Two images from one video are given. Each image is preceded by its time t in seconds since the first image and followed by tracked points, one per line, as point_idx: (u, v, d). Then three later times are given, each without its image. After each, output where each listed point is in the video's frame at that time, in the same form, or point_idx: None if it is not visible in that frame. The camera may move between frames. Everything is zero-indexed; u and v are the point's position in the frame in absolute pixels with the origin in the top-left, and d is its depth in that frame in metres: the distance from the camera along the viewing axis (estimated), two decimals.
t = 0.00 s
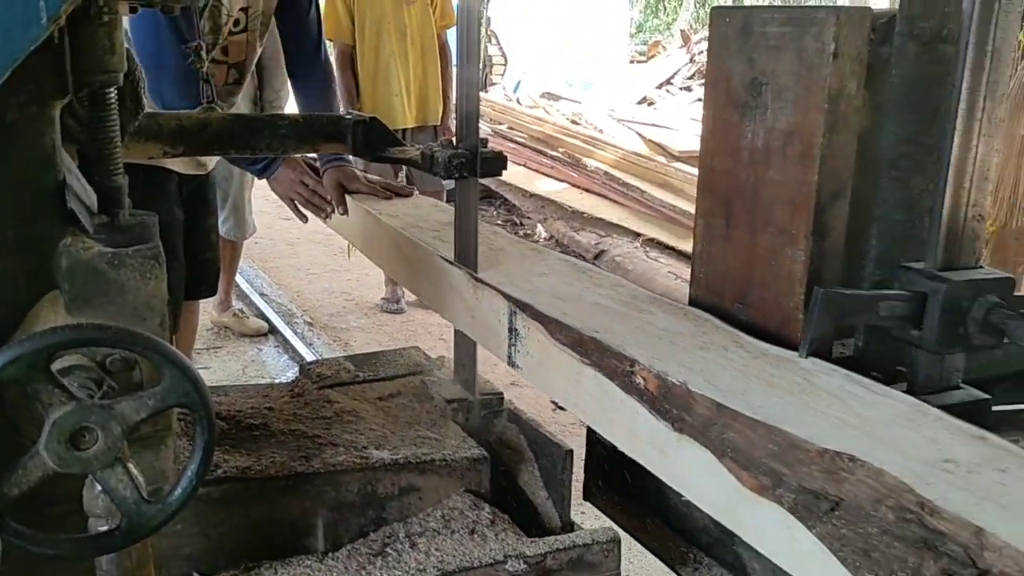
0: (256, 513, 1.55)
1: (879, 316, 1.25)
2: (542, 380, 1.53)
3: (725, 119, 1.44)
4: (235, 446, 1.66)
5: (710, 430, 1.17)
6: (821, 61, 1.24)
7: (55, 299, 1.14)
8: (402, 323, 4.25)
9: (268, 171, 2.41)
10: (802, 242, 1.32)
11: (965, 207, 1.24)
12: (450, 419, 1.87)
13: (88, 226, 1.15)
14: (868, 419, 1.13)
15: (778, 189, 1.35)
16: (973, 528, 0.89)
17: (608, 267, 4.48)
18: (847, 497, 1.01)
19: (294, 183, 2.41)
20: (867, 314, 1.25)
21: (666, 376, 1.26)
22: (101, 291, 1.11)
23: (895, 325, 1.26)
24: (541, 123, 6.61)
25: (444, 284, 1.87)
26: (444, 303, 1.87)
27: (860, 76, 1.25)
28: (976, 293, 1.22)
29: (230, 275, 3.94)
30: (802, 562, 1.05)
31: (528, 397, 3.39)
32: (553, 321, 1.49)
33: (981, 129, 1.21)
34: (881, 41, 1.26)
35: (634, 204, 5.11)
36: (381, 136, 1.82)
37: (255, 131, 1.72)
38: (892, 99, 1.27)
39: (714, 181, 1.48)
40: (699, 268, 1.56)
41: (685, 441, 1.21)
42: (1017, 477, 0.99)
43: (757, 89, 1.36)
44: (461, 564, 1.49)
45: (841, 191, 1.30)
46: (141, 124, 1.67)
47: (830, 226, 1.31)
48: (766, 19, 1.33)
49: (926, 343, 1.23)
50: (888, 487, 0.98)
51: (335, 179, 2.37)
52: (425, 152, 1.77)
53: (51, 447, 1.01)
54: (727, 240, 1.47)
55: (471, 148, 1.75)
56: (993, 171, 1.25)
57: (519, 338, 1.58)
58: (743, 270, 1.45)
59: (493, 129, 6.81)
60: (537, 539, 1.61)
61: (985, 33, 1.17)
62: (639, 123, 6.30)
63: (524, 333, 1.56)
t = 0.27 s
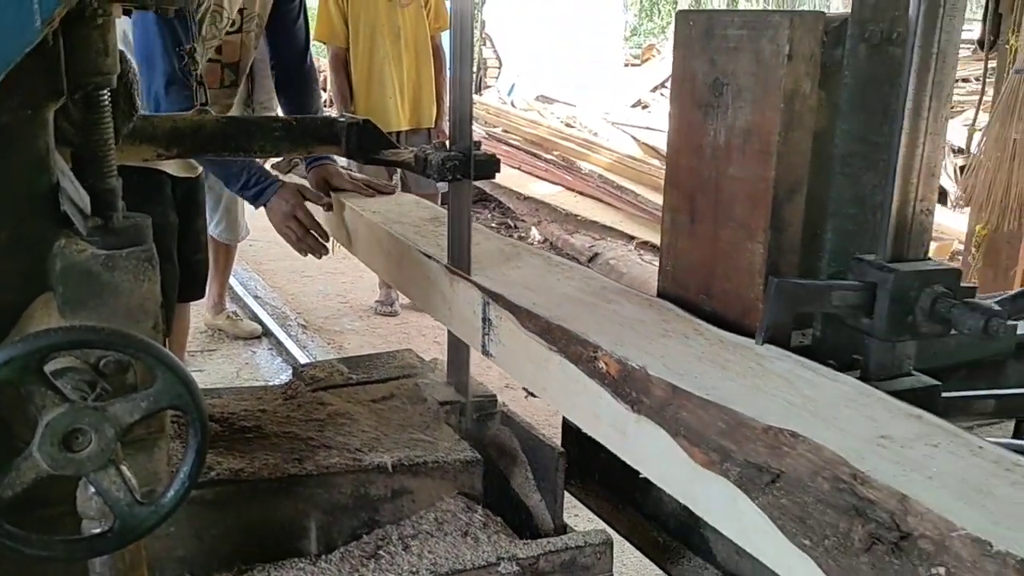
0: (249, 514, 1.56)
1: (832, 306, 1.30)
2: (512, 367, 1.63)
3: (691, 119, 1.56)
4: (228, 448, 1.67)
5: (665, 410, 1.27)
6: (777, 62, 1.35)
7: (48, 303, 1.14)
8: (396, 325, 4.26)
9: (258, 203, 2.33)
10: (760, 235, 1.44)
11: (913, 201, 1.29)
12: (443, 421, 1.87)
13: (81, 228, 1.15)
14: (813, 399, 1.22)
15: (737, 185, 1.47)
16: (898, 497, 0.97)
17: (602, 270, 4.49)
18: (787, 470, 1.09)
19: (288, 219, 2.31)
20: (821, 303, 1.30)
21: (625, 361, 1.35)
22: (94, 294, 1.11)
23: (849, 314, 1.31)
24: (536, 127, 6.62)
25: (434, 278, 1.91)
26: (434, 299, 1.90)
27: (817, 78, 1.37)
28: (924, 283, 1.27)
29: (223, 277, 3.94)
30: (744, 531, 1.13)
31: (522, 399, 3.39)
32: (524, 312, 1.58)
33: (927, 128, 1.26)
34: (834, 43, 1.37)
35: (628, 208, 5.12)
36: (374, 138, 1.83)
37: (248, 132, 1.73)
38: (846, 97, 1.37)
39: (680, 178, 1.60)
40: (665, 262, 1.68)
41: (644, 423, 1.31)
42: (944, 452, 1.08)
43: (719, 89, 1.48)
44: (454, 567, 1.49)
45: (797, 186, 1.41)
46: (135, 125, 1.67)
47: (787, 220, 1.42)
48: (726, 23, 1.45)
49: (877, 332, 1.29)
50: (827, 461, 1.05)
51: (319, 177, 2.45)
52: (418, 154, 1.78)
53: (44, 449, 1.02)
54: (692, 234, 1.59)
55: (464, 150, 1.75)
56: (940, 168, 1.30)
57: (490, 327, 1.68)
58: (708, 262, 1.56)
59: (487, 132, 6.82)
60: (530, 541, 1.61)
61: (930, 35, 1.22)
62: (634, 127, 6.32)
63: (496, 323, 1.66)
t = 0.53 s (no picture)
0: (244, 517, 1.56)
1: (794, 296, 1.41)
2: (490, 355, 1.72)
3: (662, 118, 1.62)
4: (224, 450, 1.67)
5: (629, 392, 1.35)
6: (741, 62, 1.40)
7: (43, 305, 1.14)
8: (393, 327, 4.26)
9: (314, 199, 2.17)
10: (726, 229, 1.48)
11: (870, 197, 1.42)
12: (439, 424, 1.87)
13: (77, 231, 1.14)
14: (770, 383, 1.30)
15: (705, 181, 1.52)
16: (839, 470, 1.05)
17: (599, 272, 4.49)
18: (739, 447, 1.16)
19: (340, 213, 2.18)
20: (783, 293, 1.40)
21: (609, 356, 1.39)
22: (90, 296, 1.11)
23: (811, 303, 1.43)
24: (533, 129, 6.62)
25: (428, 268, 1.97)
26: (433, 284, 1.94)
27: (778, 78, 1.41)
28: (881, 276, 1.39)
29: (220, 280, 3.94)
30: (699, 506, 1.21)
31: (518, 402, 3.39)
32: (500, 304, 1.68)
33: (880, 129, 1.39)
34: (796, 45, 1.41)
35: (626, 210, 5.12)
36: (371, 140, 1.83)
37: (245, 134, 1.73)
38: (806, 97, 1.40)
39: (652, 176, 1.67)
40: (639, 255, 1.74)
41: (610, 406, 1.40)
42: (887, 430, 1.17)
43: (687, 88, 1.54)
44: (451, 570, 1.47)
45: (762, 182, 1.46)
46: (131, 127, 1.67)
47: (752, 214, 1.47)
48: (694, 26, 1.50)
49: (837, 321, 1.41)
50: (776, 436, 1.14)
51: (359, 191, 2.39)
52: (415, 156, 1.77)
53: (40, 451, 1.01)
54: (663, 228, 1.65)
55: (461, 154, 1.75)
56: (895, 173, 1.42)
57: (470, 317, 1.78)
58: (678, 257, 1.62)
59: (484, 134, 6.82)
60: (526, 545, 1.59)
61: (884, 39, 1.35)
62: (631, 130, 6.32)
63: (475, 314, 1.76)
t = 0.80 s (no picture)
0: (246, 517, 1.55)
1: (762, 284, 1.54)
2: (473, 340, 1.85)
3: (640, 116, 1.78)
4: (225, 450, 1.66)
5: (601, 374, 1.48)
6: (714, 61, 1.55)
7: (45, 304, 1.14)
8: (393, 327, 4.25)
9: (304, 196, 2.20)
10: (699, 220, 1.64)
11: (836, 189, 1.55)
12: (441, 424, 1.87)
13: (79, 231, 1.14)
14: (735, 366, 1.43)
15: (681, 175, 1.67)
16: (793, 443, 1.17)
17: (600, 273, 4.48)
18: (701, 424, 1.28)
19: (330, 209, 2.23)
20: (753, 281, 1.54)
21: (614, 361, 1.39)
22: (92, 295, 1.10)
23: (780, 292, 1.57)
24: (533, 129, 6.62)
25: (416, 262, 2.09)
26: (421, 276, 2.06)
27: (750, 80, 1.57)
28: (847, 265, 1.51)
29: (220, 280, 3.94)
30: (667, 479, 1.33)
31: (519, 402, 3.39)
32: (482, 292, 1.81)
33: (846, 123, 1.52)
34: (765, 45, 1.56)
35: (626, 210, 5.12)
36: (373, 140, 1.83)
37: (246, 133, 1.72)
38: (777, 94, 1.53)
39: (630, 171, 1.83)
40: (618, 247, 1.91)
41: (583, 388, 1.52)
42: (840, 407, 1.30)
43: (663, 86, 1.69)
44: (452, 570, 1.46)
45: (733, 176, 1.62)
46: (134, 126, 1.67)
47: (724, 206, 1.63)
48: (668, 26, 1.66)
49: (805, 309, 1.54)
50: (738, 413, 1.25)
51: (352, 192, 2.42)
52: (416, 156, 1.77)
53: (42, 451, 1.01)
54: (640, 220, 1.81)
55: (462, 153, 1.75)
56: (860, 163, 1.56)
57: (456, 307, 1.89)
58: (655, 248, 1.78)
59: (484, 134, 6.82)
60: (528, 546, 1.58)
61: (850, 37, 1.48)
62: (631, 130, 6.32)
63: (461, 304, 1.88)
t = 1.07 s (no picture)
0: (246, 516, 1.55)
1: (733, 273, 1.61)
2: (453, 327, 1.89)
3: (618, 111, 1.84)
4: (225, 449, 1.66)
5: (587, 366, 1.48)
6: (687, 57, 1.63)
7: (44, 304, 1.14)
8: (392, 327, 4.25)
9: (294, 190, 2.22)
10: (674, 211, 1.72)
11: (805, 182, 1.60)
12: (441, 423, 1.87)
13: (79, 230, 1.14)
14: (703, 350, 1.47)
15: (657, 168, 1.74)
16: (752, 419, 1.21)
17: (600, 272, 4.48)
18: (667, 403, 1.33)
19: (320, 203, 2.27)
20: (723, 269, 1.61)
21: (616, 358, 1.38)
22: (91, 294, 1.10)
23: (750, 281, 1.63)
24: (532, 128, 6.62)
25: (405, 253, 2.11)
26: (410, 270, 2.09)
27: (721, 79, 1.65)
28: (815, 254, 1.58)
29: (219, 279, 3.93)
30: (636, 455, 1.38)
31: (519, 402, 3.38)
32: (479, 292, 1.79)
33: (813, 118, 1.57)
34: (736, 42, 1.64)
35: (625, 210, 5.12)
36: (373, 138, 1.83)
37: (247, 132, 1.72)
38: (748, 88, 1.60)
39: (608, 163, 1.90)
40: (598, 238, 1.97)
41: (557, 370, 1.56)
42: (799, 386, 1.34)
43: (640, 82, 1.76)
44: (452, 570, 1.46)
45: (706, 169, 1.69)
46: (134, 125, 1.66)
47: (698, 197, 1.71)
48: (646, 24, 1.72)
49: (775, 296, 1.61)
50: (702, 394, 1.29)
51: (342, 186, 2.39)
52: (416, 155, 1.77)
53: (42, 451, 1.01)
54: (618, 212, 1.88)
55: (463, 152, 1.74)
56: (828, 156, 1.60)
57: (439, 296, 1.93)
58: (632, 237, 1.85)
59: (484, 134, 6.81)
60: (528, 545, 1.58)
61: (815, 37, 1.52)
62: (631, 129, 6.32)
63: (442, 293, 1.92)
